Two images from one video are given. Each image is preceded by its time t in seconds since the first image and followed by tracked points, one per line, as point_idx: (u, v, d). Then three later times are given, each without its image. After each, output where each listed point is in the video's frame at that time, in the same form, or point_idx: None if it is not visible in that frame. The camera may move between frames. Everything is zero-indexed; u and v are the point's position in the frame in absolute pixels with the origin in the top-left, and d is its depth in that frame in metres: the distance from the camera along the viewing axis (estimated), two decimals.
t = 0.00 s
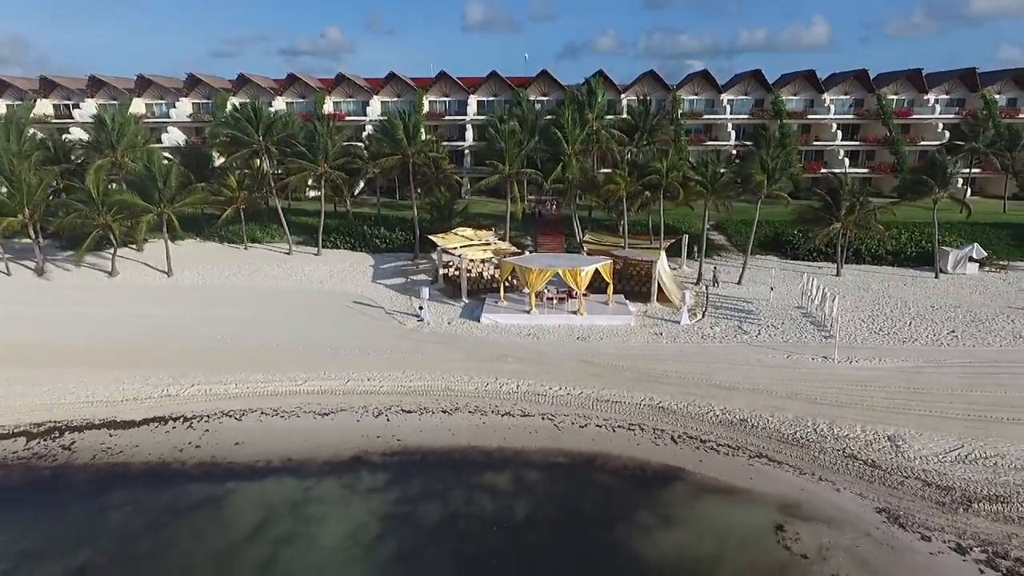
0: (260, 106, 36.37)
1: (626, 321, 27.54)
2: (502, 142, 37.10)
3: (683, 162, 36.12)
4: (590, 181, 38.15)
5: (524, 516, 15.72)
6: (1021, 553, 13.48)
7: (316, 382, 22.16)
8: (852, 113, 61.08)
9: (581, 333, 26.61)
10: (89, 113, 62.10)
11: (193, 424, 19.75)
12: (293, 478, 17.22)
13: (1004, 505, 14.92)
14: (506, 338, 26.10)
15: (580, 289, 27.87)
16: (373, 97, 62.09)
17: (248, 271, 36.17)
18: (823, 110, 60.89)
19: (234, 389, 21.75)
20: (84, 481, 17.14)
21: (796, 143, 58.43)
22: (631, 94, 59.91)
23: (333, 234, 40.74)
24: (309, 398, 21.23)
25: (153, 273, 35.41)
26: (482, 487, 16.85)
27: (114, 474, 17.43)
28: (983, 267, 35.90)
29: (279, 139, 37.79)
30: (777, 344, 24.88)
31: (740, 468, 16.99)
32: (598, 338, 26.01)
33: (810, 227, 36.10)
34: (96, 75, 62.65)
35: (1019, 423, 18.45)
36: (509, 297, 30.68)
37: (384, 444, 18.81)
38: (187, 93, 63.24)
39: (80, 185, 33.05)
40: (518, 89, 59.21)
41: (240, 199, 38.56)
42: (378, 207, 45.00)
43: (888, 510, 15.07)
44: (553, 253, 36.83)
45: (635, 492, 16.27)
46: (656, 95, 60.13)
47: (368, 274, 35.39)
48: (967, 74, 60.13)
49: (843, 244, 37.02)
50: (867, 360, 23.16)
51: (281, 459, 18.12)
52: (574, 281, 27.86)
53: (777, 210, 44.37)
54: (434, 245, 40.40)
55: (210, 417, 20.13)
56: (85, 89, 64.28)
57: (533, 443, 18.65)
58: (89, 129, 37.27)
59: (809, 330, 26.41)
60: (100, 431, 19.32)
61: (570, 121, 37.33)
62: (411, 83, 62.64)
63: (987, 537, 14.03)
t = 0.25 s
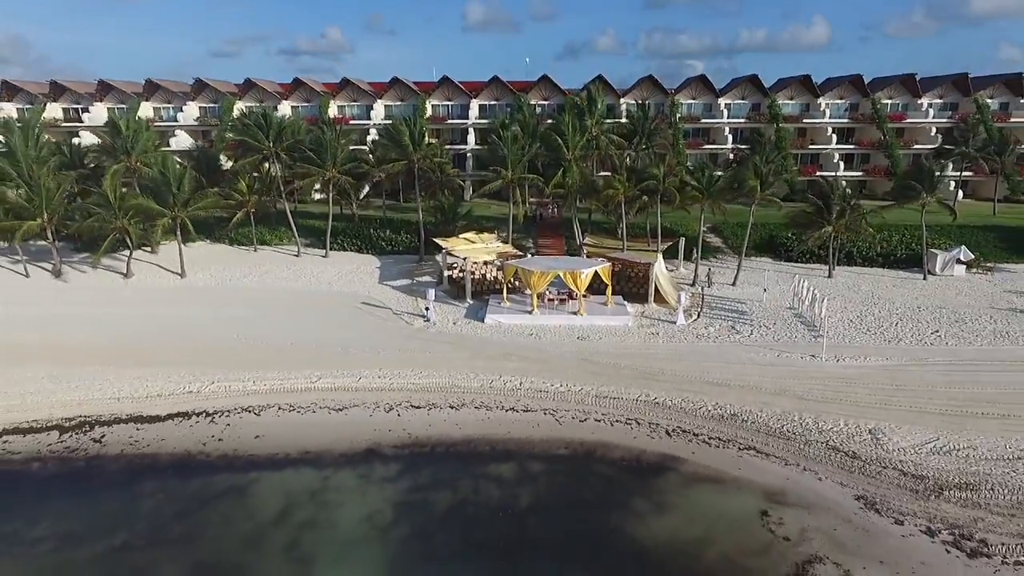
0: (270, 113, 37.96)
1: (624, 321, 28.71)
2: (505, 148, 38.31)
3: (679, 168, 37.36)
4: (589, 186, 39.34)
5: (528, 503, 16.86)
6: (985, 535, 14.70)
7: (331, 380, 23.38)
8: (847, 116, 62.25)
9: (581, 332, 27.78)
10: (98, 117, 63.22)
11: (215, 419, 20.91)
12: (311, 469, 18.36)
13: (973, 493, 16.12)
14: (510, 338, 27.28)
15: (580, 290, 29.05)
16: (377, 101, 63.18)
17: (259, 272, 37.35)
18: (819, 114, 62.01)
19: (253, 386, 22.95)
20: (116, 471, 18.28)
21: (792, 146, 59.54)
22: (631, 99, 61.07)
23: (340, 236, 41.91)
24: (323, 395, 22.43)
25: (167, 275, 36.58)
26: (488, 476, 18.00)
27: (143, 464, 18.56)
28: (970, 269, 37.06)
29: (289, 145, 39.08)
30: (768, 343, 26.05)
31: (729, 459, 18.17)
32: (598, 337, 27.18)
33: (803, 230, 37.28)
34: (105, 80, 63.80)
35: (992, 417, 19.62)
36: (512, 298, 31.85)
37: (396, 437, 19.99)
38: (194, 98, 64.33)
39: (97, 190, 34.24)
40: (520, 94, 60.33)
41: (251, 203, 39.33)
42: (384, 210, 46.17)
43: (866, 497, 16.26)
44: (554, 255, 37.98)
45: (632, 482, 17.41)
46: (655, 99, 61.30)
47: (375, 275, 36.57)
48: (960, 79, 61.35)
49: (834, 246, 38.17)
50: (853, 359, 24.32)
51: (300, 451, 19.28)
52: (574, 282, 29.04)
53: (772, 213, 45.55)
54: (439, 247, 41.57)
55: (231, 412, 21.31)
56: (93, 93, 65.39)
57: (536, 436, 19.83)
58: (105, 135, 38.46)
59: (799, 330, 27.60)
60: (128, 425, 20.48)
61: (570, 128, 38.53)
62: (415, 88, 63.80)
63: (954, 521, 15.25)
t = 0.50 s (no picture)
0: (281, 120, 39.07)
1: (623, 322, 29.90)
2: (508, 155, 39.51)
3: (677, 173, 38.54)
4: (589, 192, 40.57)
5: (532, 492, 18.03)
6: (954, 521, 15.85)
7: (343, 377, 24.59)
8: (843, 121, 63.43)
9: (581, 332, 28.96)
10: (107, 120, 64.39)
11: (235, 414, 22.09)
12: (328, 461, 19.53)
13: (946, 482, 17.28)
14: (513, 337, 28.47)
15: (580, 292, 30.23)
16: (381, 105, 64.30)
17: (269, 274, 38.53)
18: (815, 118, 63.18)
19: (269, 383, 24.16)
20: (143, 463, 19.44)
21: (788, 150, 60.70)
22: (630, 103, 62.21)
23: (347, 239, 43.12)
24: (336, 392, 23.62)
25: (180, 277, 37.76)
26: (494, 468, 19.17)
27: (169, 457, 19.72)
28: (959, 271, 38.25)
29: (298, 151, 40.33)
30: (760, 343, 27.23)
31: (720, 452, 19.33)
32: (597, 337, 28.36)
33: (796, 233, 38.47)
34: (114, 84, 64.91)
35: (969, 413, 20.79)
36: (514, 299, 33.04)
37: (406, 431, 21.19)
38: (201, 101, 65.49)
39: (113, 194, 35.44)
40: (521, 98, 61.48)
41: (260, 207, 40.55)
42: (389, 214, 47.36)
43: (846, 486, 17.42)
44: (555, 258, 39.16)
45: (628, 473, 18.57)
46: (654, 104, 62.44)
47: (382, 277, 37.75)
48: (953, 84, 62.55)
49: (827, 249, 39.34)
50: (840, 358, 25.48)
51: (316, 444, 20.46)
52: (575, 285, 30.22)
53: (767, 216, 46.72)
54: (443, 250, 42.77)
55: (249, 408, 22.50)
56: (102, 97, 66.51)
57: (539, 430, 21.02)
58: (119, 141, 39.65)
59: (790, 330, 28.78)
60: (153, 421, 21.66)
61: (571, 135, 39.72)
62: (418, 92, 64.95)
63: (927, 508, 16.40)
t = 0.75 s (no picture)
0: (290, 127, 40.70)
1: (622, 324, 31.09)
2: (510, 161, 40.74)
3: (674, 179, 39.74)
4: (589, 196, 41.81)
5: (536, 484, 19.20)
6: (929, 509, 17.02)
7: (355, 376, 25.83)
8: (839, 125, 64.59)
9: (582, 333, 30.16)
10: (116, 124, 65.61)
11: (253, 411, 23.28)
12: (343, 455, 20.72)
13: (924, 474, 18.45)
14: (517, 338, 29.66)
15: (580, 294, 31.43)
16: (384, 109, 65.48)
17: (279, 276, 39.75)
18: (811, 123, 64.33)
19: (285, 381, 25.38)
20: (169, 456, 20.61)
21: (785, 154, 61.90)
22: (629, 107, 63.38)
23: (353, 242, 44.30)
24: (349, 390, 24.81)
25: (193, 279, 38.99)
26: (500, 462, 20.35)
27: (194, 450, 20.90)
28: (948, 273, 39.40)
29: (307, 157, 41.66)
30: (754, 343, 28.41)
31: (713, 446, 20.52)
32: (598, 338, 29.56)
33: (790, 237, 39.67)
34: (123, 89, 66.12)
35: (949, 410, 21.96)
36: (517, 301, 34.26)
37: (417, 427, 22.38)
38: (208, 106, 66.68)
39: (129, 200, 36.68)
40: (523, 103, 62.64)
41: (270, 212, 41.76)
42: (394, 217, 48.58)
43: (830, 478, 18.60)
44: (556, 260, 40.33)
45: (626, 466, 19.76)
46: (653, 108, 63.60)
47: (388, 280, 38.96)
48: (947, 89, 63.67)
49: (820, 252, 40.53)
50: (830, 358, 26.65)
51: (332, 439, 21.64)
52: (575, 287, 31.42)
53: (763, 219, 47.88)
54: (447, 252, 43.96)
55: (267, 404, 23.70)
56: (111, 101, 67.72)
57: (543, 426, 22.23)
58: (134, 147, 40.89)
59: (783, 331, 29.94)
60: (176, 417, 22.82)
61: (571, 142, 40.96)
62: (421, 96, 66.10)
63: (905, 498, 17.56)
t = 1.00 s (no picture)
0: (299, 134, 42.17)
1: (621, 325, 32.27)
2: (513, 168, 41.86)
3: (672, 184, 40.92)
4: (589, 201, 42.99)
5: (539, 477, 20.37)
6: (907, 500, 18.18)
7: (366, 376, 27.01)
8: (834, 129, 65.78)
9: (583, 334, 31.37)
10: (124, 128, 66.73)
11: (270, 409, 24.44)
12: (356, 450, 21.87)
13: (904, 468, 19.62)
14: (520, 339, 30.86)
15: (581, 297, 32.59)
16: (388, 114, 66.63)
17: (288, 279, 40.94)
18: (807, 127, 65.51)
19: (299, 381, 26.55)
20: (192, 451, 21.76)
21: (781, 158, 63.03)
22: (628, 112, 64.54)
23: (360, 245, 45.47)
24: (360, 389, 25.99)
25: (205, 281, 40.16)
26: (505, 456, 21.51)
27: (215, 446, 22.05)
28: (938, 276, 40.60)
29: (316, 163, 42.87)
30: (747, 344, 29.60)
31: (707, 442, 21.68)
32: (598, 339, 30.76)
33: (784, 240, 40.85)
34: (130, 93, 67.22)
35: (931, 407, 23.14)
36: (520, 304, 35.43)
37: (426, 424, 23.56)
38: (215, 110, 67.78)
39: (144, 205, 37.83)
40: (524, 107, 63.74)
41: (279, 216, 42.74)
42: (399, 221, 49.70)
43: (816, 471, 19.76)
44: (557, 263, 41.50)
45: (624, 460, 20.92)
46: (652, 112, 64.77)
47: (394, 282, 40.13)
48: (940, 94, 64.88)
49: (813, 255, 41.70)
50: (820, 358, 27.84)
51: (345, 435, 22.81)
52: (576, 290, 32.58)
53: (759, 222, 49.07)
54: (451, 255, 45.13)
55: (282, 403, 24.86)
56: (119, 106, 68.86)
57: (546, 422, 23.41)
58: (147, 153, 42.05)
59: (776, 332, 31.14)
60: (196, 414, 23.97)
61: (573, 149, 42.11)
62: (424, 100, 67.27)
63: (885, 489, 18.73)
